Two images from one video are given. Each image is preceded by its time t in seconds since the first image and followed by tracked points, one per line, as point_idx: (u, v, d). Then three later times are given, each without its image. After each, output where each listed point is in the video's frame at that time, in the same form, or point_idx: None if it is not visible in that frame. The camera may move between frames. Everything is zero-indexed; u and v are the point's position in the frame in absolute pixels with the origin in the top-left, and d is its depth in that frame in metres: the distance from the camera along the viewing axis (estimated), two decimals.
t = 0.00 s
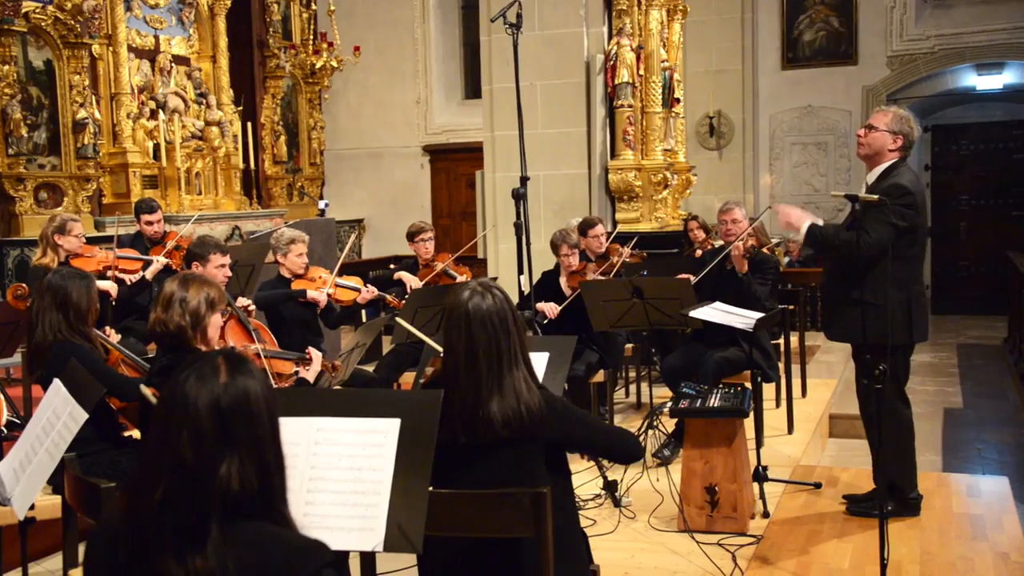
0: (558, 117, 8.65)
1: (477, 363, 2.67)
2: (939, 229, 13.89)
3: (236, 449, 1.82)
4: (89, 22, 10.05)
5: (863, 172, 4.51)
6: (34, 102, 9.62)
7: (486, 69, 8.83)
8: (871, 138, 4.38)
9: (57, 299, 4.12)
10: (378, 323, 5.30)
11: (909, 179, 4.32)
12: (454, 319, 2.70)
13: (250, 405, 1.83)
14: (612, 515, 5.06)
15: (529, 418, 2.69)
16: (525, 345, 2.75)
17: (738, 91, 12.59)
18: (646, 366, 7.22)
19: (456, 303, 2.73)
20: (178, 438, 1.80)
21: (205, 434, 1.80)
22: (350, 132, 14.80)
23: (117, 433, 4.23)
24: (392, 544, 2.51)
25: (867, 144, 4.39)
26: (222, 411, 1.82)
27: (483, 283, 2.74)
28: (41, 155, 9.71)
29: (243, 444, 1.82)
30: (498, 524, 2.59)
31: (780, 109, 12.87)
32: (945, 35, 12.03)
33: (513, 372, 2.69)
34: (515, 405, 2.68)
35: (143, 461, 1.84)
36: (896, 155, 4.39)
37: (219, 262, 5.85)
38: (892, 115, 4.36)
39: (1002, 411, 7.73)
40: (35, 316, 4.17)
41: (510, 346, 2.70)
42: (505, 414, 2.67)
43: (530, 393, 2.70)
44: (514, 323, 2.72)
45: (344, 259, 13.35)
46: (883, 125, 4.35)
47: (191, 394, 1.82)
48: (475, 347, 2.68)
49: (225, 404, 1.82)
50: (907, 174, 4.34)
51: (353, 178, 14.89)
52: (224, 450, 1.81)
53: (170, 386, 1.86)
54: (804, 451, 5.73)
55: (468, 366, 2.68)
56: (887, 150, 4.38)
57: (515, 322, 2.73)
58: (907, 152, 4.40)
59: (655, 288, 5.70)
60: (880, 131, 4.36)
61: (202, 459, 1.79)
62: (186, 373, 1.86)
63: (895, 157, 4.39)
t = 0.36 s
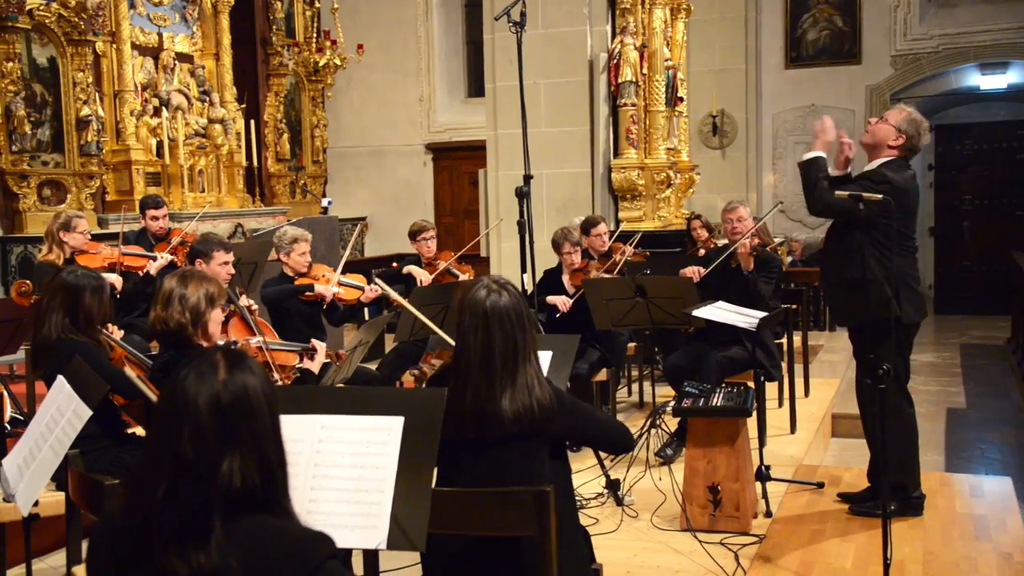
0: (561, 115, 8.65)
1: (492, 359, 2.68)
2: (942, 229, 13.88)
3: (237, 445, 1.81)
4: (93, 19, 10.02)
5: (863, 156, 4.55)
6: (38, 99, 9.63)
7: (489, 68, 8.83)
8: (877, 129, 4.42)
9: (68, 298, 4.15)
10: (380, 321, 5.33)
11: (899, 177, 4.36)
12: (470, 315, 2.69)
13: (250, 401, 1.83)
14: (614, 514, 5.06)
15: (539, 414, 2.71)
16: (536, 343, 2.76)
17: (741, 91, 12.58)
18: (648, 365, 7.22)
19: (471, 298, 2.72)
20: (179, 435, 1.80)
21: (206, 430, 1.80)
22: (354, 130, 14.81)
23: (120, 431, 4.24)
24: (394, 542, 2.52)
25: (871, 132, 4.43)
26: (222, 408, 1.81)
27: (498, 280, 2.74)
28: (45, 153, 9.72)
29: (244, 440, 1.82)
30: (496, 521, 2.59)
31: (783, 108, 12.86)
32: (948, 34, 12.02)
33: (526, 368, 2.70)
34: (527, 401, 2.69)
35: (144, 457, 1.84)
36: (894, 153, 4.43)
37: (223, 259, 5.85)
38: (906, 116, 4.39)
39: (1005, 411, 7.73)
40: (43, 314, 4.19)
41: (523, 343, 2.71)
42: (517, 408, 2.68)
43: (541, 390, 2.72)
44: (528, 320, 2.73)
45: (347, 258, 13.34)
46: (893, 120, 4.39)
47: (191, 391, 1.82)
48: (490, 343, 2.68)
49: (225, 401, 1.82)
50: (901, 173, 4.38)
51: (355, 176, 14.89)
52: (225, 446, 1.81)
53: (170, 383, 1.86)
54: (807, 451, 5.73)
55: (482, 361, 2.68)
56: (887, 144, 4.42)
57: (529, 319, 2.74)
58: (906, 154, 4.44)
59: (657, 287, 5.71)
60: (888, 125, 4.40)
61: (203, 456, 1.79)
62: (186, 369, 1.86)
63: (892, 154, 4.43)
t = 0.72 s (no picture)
0: (565, 115, 8.66)
1: (527, 357, 2.78)
2: (947, 228, 13.86)
3: (247, 445, 1.82)
4: (98, 21, 10.00)
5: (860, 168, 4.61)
6: (43, 100, 9.65)
7: (493, 68, 8.84)
8: (860, 138, 4.48)
9: (80, 302, 4.15)
10: (387, 320, 5.32)
11: (891, 176, 4.38)
12: (511, 315, 2.83)
13: (261, 401, 1.84)
14: (620, 514, 5.06)
15: (560, 417, 2.76)
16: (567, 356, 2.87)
17: (745, 90, 12.58)
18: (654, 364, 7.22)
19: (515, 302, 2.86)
20: (190, 434, 1.81)
21: (216, 430, 1.81)
22: (358, 130, 14.81)
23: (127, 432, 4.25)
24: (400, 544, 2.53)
25: (856, 147, 4.49)
26: (233, 408, 1.82)
27: (542, 291, 2.90)
28: (51, 154, 9.74)
29: (254, 440, 1.82)
30: (503, 521, 2.60)
31: (788, 107, 12.84)
32: (954, 33, 12.01)
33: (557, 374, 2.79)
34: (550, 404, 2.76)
35: (154, 456, 1.85)
36: (888, 153, 4.45)
37: (229, 261, 5.87)
38: (879, 114, 4.44)
39: (1011, 410, 7.71)
40: (52, 321, 4.20)
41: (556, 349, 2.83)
42: (541, 407, 2.74)
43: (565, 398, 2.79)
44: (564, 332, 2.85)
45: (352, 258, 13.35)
46: (869, 126, 4.45)
47: (202, 391, 1.82)
48: (527, 342, 2.80)
49: (236, 401, 1.82)
50: (896, 172, 4.40)
51: (360, 177, 14.89)
52: (235, 446, 1.81)
53: (180, 383, 1.87)
54: (813, 450, 5.73)
55: (516, 357, 2.78)
56: (877, 149, 4.46)
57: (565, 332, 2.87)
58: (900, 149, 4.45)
59: (662, 284, 5.71)
60: (867, 131, 4.45)
61: (214, 455, 1.80)
62: (197, 369, 1.87)
63: (886, 154, 4.46)
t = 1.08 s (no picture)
0: (569, 116, 8.66)
1: (554, 363, 2.69)
2: (952, 229, 13.84)
3: (258, 445, 1.83)
4: (103, 22, 10.04)
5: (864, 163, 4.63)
6: (48, 101, 9.66)
7: (497, 69, 8.84)
8: (865, 134, 4.49)
9: (83, 301, 4.17)
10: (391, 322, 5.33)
11: (892, 173, 4.38)
12: (539, 316, 2.71)
13: (272, 402, 1.84)
14: (624, 514, 5.06)
15: (585, 427, 2.70)
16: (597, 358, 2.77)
17: (749, 91, 12.57)
18: (657, 365, 7.22)
19: (546, 298, 2.73)
20: (200, 433, 1.81)
21: (227, 430, 1.81)
22: (362, 130, 14.81)
23: (131, 432, 4.25)
24: (405, 544, 2.53)
25: (861, 143, 4.51)
26: (245, 408, 1.83)
27: (574, 287, 2.75)
28: (55, 154, 9.75)
29: (265, 440, 1.83)
30: (506, 523, 2.63)
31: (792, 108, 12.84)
32: (958, 33, 12.00)
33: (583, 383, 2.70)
34: (574, 415, 2.69)
35: (163, 456, 1.85)
36: (891, 152, 4.45)
37: (232, 261, 5.86)
38: (887, 112, 4.43)
39: (1016, 411, 7.70)
40: (56, 319, 4.21)
41: (585, 353, 2.72)
42: (564, 417, 2.68)
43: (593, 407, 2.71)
44: (593, 334, 2.73)
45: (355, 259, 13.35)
46: (875, 124, 4.45)
47: (213, 392, 1.83)
48: (554, 347, 2.70)
49: (248, 402, 1.83)
50: (898, 170, 4.40)
51: (364, 177, 14.90)
52: (245, 446, 1.82)
53: (190, 382, 1.88)
54: (817, 451, 5.73)
55: (543, 363, 2.69)
56: (880, 147, 4.46)
57: (595, 334, 2.75)
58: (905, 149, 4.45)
59: (667, 285, 5.73)
60: (872, 128, 4.46)
61: (224, 454, 1.80)
62: (208, 369, 1.87)
63: (889, 153, 4.46)
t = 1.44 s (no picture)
0: (573, 118, 8.65)
1: (555, 374, 2.66)
2: (955, 231, 13.83)
3: (270, 448, 1.83)
4: (107, 24, 10.06)
5: (865, 179, 4.61)
6: (53, 103, 9.66)
7: (501, 70, 8.84)
8: (855, 152, 4.47)
9: (89, 298, 4.18)
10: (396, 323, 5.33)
11: (897, 177, 4.39)
12: (535, 327, 2.68)
13: (284, 404, 1.86)
14: (628, 517, 5.06)
15: (592, 437, 2.66)
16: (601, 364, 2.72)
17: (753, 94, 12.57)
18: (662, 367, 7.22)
19: (541, 306, 2.71)
20: (212, 435, 1.82)
21: (239, 432, 1.82)
22: (366, 132, 14.82)
23: (135, 433, 4.26)
24: (410, 545, 2.54)
25: (856, 160, 4.49)
26: (256, 410, 1.84)
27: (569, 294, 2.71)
28: (60, 156, 9.75)
29: (277, 443, 1.84)
30: (511, 527, 2.64)
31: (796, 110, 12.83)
32: (963, 35, 11.99)
33: (585, 393, 2.67)
34: (579, 426, 2.65)
35: (175, 458, 1.85)
36: (888, 154, 4.44)
37: (234, 262, 5.88)
38: (863, 123, 4.44)
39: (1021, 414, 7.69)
40: (61, 317, 4.22)
41: (584, 360, 2.68)
42: (569, 430, 2.65)
43: (599, 417, 2.67)
44: (593, 340, 2.69)
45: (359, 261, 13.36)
46: (859, 137, 4.45)
47: (226, 393, 1.84)
48: (551, 356, 2.66)
49: (259, 404, 1.84)
50: (900, 171, 4.41)
51: (368, 179, 14.90)
52: (256, 449, 1.83)
53: (202, 383, 1.88)
54: (821, 454, 5.72)
55: (543, 373, 2.67)
56: (875, 155, 4.45)
57: (595, 338, 2.70)
58: (897, 145, 4.45)
59: (672, 288, 5.71)
60: (859, 143, 4.45)
61: (236, 457, 1.81)
62: (222, 371, 1.88)
63: (886, 157, 4.45)
